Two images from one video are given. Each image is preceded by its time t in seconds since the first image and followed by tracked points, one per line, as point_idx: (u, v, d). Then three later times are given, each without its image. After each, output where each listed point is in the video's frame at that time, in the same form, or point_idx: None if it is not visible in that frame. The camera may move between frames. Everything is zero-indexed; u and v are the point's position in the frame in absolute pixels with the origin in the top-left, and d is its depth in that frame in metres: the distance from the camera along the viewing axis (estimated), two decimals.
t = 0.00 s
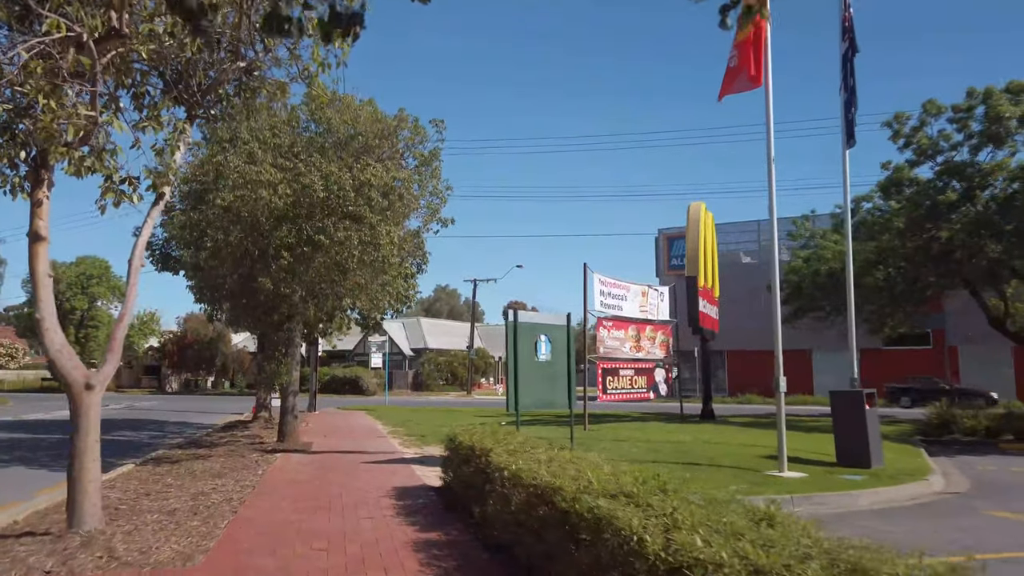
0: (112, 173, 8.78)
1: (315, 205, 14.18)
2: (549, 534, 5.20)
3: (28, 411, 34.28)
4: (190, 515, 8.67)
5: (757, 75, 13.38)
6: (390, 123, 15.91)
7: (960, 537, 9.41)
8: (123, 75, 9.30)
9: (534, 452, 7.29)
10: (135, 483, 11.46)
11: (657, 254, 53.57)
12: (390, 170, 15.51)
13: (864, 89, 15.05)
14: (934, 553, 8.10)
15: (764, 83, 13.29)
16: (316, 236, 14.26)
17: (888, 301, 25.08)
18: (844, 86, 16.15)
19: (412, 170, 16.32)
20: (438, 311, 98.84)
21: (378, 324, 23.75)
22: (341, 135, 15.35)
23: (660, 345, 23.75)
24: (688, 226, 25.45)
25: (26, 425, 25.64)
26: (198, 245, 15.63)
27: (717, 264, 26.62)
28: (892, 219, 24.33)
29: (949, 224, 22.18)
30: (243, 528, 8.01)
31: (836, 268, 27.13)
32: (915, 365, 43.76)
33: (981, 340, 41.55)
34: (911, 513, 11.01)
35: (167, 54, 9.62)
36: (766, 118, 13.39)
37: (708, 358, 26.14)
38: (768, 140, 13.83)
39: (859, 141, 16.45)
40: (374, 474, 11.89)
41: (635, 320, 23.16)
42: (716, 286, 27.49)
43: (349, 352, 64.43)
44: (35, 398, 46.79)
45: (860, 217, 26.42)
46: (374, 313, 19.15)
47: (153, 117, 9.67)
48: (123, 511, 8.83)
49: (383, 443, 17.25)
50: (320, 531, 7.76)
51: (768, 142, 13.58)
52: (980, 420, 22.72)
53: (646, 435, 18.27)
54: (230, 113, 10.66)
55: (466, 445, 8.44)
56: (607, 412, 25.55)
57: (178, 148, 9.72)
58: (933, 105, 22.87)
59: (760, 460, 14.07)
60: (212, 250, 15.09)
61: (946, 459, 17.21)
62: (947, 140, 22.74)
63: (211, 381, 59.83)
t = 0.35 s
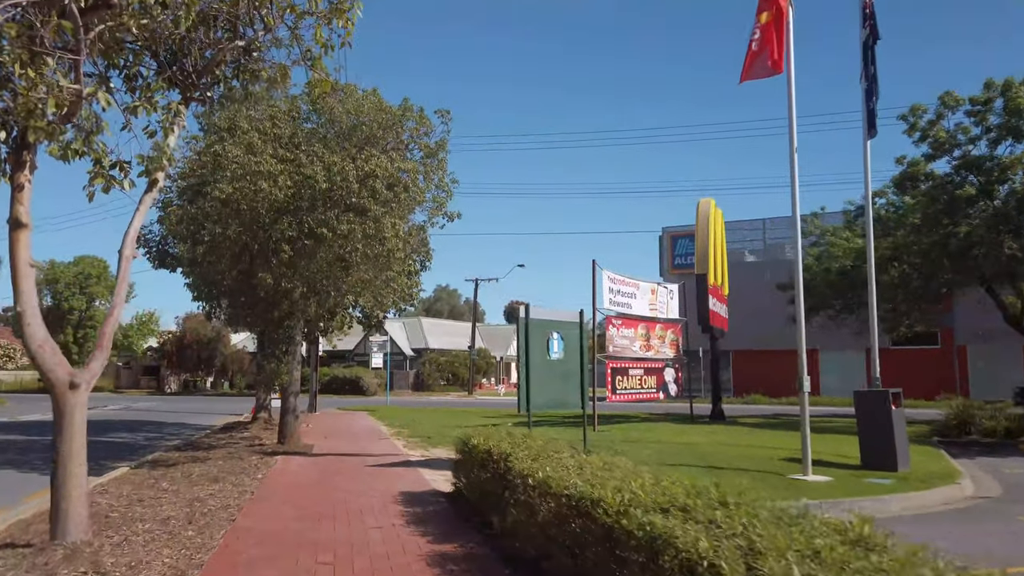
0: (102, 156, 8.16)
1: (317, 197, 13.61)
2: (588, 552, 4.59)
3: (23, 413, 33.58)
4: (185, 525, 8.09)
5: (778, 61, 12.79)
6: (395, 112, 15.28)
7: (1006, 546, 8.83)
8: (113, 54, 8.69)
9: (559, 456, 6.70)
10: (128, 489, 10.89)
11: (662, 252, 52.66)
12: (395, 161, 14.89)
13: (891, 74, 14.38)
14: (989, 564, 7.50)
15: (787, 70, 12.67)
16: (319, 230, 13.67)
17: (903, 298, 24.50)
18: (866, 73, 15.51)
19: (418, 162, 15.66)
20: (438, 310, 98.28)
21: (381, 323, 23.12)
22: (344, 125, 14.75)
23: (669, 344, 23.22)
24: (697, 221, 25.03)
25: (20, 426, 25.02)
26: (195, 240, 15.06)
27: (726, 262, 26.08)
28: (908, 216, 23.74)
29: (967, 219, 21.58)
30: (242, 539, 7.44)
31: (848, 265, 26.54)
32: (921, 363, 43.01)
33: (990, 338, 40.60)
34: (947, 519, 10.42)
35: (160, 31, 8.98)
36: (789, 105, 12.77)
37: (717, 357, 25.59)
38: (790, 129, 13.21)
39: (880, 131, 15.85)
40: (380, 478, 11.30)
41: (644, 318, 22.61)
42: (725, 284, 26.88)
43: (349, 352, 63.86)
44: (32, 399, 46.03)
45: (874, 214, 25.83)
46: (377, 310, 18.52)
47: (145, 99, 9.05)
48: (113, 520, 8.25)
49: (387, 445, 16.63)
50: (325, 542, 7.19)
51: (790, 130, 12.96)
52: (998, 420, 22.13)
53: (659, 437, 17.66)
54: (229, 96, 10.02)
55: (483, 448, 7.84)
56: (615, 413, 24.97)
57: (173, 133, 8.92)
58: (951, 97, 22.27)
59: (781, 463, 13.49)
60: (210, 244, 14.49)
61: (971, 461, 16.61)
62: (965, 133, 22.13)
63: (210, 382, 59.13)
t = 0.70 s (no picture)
0: (99, 139, 7.59)
1: (324, 188, 13.02)
2: None
3: (23, 413, 33.04)
4: (186, 535, 7.54)
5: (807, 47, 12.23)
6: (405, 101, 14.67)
7: None
8: (110, 31, 8.14)
9: (596, 462, 6.11)
10: (127, 494, 10.32)
11: (669, 251, 52.00)
12: (405, 151, 14.29)
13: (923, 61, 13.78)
14: None
15: (817, 56, 12.08)
16: (325, 223, 13.08)
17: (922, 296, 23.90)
18: (896, 60, 14.96)
19: (429, 153, 15.04)
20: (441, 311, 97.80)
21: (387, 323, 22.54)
22: (352, 116, 14.19)
23: (683, 344, 22.55)
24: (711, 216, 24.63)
25: (18, 427, 24.48)
26: (198, 237, 14.54)
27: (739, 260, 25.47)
28: (928, 212, 23.14)
29: (991, 215, 20.98)
30: (248, 551, 6.88)
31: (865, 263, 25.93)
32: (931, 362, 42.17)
33: (1004, 338, 39.52)
34: (995, 528, 9.82)
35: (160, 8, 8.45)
36: (820, 92, 12.17)
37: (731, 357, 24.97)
38: (820, 119, 12.59)
39: (909, 121, 15.27)
40: (391, 483, 10.74)
41: (658, 317, 22.02)
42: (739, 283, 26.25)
43: (353, 352, 63.35)
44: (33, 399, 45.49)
45: (892, 210, 25.24)
46: (386, 308, 17.93)
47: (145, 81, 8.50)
48: (109, 530, 7.70)
49: (395, 448, 16.04)
50: (337, 556, 6.62)
51: (820, 118, 12.33)
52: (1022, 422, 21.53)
53: (676, 440, 17.07)
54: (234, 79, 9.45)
55: (508, 454, 7.23)
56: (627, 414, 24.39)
57: (178, 114, 8.19)
58: (974, 90, 21.68)
59: (809, 467, 12.90)
60: (213, 238, 13.93)
61: (1002, 465, 16.00)
62: (989, 127, 21.53)
63: (213, 382, 58.61)
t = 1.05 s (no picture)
0: (89, 126, 6.95)
1: (328, 183, 12.50)
2: None
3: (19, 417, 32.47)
4: (183, 551, 7.01)
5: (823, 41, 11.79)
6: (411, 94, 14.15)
7: None
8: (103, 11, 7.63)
9: (630, 475, 5.57)
10: (120, 505, 9.76)
11: (673, 252, 51.46)
12: (412, 145, 13.77)
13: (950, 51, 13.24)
14: None
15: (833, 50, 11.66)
16: (329, 219, 12.55)
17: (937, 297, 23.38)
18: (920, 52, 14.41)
19: (436, 147, 14.50)
20: (442, 312, 97.35)
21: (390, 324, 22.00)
22: (356, 109, 13.68)
23: (694, 346, 21.94)
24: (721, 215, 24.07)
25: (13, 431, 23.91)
26: (196, 233, 14.03)
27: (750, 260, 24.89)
28: (944, 210, 22.63)
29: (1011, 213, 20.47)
30: (249, 570, 6.35)
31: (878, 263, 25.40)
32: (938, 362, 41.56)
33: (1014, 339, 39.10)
34: None
35: None
36: (846, 81, 11.62)
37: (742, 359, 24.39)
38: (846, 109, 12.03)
39: (933, 114, 14.72)
40: (399, 492, 10.21)
41: (669, 318, 21.43)
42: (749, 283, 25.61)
43: (354, 354, 62.83)
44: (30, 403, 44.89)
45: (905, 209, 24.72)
46: (391, 309, 17.38)
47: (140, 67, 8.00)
48: (100, 546, 7.17)
49: (400, 453, 15.48)
50: None
51: (847, 111, 11.76)
52: None
53: (690, 445, 16.52)
54: (235, 65, 8.91)
55: (528, 464, 6.68)
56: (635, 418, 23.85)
57: (174, 100, 7.63)
58: (992, 85, 21.17)
59: (834, 474, 12.37)
60: (212, 236, 13.41)
61: None
62: (1008, 122, 21.00)
63: (213, 384, 58.06)
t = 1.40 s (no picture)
0: (73, 104, 6.59)
1: (331, 174, 11.98)
2: None
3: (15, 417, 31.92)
4: (176, 565, 6.50)
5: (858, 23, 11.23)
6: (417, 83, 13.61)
7: None
8: None
9: (666, 484, 5.08)
10: (112, 512, 9.23)
11: (676, 251, 50.92)
12: (418, 134, 13.23)
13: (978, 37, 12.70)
14: None
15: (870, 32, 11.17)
16: (332, 212, 12.01)
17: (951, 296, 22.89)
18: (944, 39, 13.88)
19: (443, 137, 13.95)
20: (443, 312, 96.84)
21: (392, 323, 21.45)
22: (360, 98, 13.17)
23: (704, 345, 21.27)
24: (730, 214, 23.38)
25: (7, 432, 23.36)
26: (193, 227, 13.53)
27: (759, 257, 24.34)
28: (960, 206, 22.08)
29: None
30: None
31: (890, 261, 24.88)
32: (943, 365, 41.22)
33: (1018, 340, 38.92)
34: None
35: None
36: (874, 67, 11.08)
37: (752, 359, 23.82)
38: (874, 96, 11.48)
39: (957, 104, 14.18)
40: (406, 498, 9.70)
41: (678, 316, 20.78)
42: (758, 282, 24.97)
43: (354, 354, 62.27)
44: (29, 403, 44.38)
45: (918, 206, 24.20)
46: (396, 305, 16.83)
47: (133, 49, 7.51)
48: (87, 559, 6.65)
49: (404, 456, 14.96)
50: None
51: (873, 99, 11.22)
52: None
53: (704, 447, 16.02)
54: (233, 44, 8.42)
55: (551, 471, 6.18)
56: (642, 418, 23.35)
57: (167, 77, 7.09)
58: (1010, 78, 20.64)
59: (858, 478, 11.88)
60: (211, 229, 12.90)
61: None
62: None
63: (213, 384, 57.53)
